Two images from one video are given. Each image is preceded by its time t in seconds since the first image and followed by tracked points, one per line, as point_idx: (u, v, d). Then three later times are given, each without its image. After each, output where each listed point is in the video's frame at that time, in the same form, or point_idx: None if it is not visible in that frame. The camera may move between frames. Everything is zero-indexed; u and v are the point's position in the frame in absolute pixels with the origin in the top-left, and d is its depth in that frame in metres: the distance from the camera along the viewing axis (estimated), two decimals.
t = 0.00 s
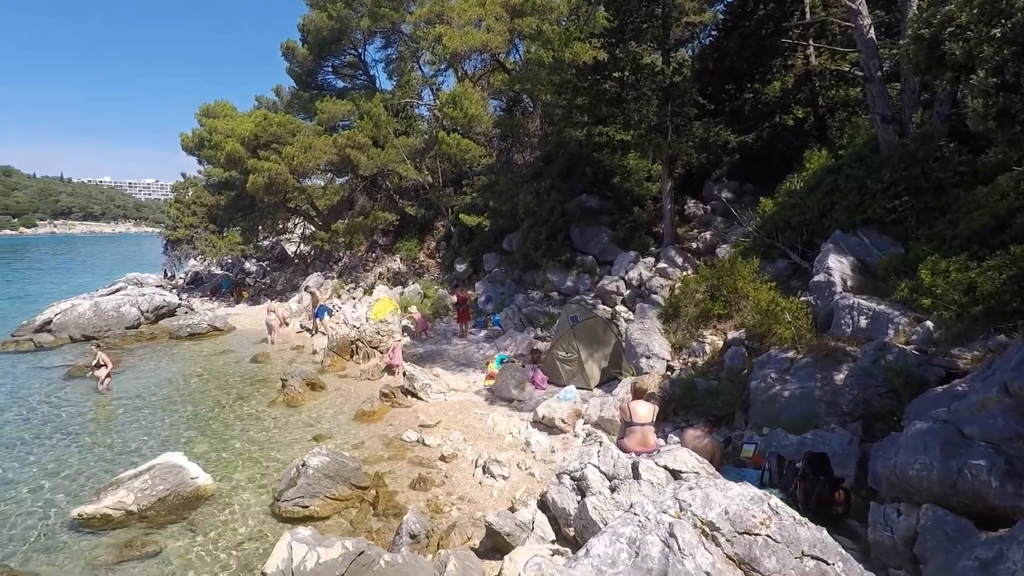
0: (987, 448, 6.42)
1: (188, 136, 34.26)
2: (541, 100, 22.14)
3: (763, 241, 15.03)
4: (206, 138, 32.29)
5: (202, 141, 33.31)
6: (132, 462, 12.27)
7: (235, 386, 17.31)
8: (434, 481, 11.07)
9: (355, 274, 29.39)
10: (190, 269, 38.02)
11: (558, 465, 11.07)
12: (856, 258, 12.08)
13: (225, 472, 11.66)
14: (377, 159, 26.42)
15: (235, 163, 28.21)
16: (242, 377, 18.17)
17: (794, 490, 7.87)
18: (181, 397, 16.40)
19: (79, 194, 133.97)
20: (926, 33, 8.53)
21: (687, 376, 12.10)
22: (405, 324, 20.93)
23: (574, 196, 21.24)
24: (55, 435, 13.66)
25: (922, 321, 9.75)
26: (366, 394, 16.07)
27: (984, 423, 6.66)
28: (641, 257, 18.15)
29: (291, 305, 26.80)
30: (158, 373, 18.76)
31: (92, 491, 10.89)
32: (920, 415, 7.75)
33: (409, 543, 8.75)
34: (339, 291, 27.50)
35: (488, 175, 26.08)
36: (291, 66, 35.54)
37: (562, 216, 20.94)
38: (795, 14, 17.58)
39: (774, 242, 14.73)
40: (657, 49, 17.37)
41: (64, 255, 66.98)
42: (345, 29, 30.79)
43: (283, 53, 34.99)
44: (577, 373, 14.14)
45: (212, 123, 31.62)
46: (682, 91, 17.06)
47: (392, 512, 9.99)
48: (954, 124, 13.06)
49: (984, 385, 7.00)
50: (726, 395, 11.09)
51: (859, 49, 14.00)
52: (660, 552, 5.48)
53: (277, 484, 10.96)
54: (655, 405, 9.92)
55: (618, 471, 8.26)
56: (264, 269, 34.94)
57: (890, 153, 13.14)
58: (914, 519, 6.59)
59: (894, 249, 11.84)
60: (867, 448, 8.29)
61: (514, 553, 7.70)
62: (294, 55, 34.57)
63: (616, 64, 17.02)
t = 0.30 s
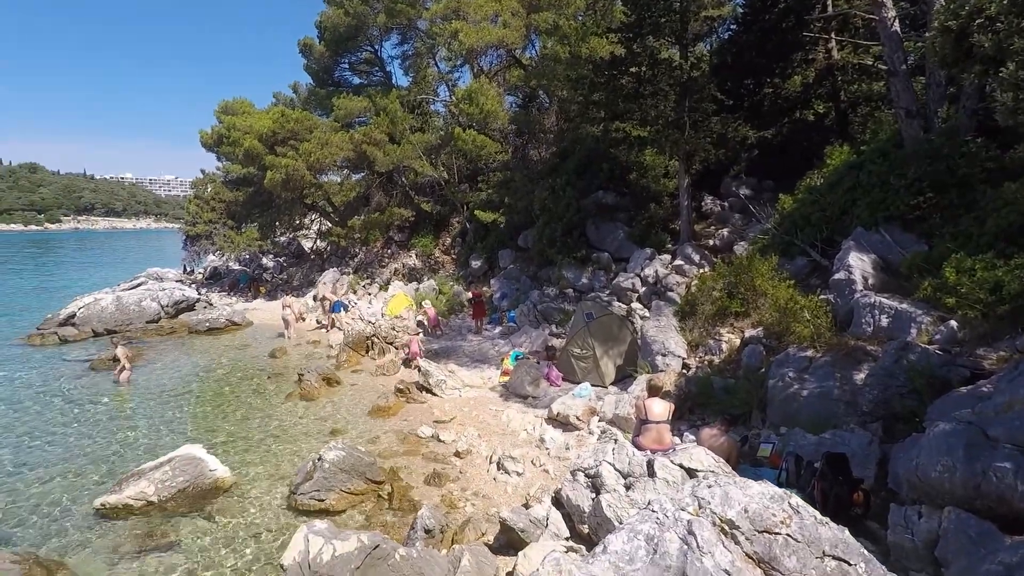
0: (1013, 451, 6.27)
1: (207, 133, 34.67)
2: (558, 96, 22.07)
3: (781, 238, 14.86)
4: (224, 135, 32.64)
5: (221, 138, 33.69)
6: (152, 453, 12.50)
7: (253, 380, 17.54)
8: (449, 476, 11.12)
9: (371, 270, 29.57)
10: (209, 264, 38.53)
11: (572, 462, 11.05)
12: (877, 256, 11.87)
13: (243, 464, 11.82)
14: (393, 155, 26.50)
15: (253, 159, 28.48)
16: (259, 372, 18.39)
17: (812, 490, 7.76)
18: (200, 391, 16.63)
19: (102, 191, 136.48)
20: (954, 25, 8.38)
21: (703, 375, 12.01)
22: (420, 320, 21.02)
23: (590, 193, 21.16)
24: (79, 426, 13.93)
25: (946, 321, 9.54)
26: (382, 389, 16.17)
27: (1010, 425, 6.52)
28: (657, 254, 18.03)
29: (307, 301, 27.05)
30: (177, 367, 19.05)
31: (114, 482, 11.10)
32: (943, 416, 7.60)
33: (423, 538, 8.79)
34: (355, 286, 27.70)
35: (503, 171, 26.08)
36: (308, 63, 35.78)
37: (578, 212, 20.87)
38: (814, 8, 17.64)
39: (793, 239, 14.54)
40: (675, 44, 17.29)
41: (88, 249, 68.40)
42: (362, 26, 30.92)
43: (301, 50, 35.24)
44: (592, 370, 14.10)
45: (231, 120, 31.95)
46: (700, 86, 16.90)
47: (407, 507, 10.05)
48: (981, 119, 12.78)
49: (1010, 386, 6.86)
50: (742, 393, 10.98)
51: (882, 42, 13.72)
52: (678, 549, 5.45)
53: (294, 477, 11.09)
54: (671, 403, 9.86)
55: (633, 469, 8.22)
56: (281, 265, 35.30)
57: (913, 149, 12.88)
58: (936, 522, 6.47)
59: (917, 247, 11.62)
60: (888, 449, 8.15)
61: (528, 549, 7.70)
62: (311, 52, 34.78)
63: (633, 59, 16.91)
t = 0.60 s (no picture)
0: None
1: (217, 130, 34.87)
2: (567, 91, 21.99)
3: (793, 233, 14.74)
4: (234, 132, 32.79)
5: (231, 135, 33.87)
6: (166, 448, 12.63)
7: (264, 376, 17.68)
8: (459, 471, 11.16)
9: (381, 266, 29.68)
10: (220, 260, 38.84)
11: (582, 457, 11.05)
12: (891, 250, 11.73)
13: (256, 459, 11.93)
14: (403, 151, 26.55)
15: (264, 156, 28.60)
16: (270, 367, 18.53)
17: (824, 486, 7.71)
18: (213, 386, 16.78)
19: (114, 188, 137.86)
20: (972, 14, 8.23)
21: (713, 370, 11.97)
22: (429, 316, 21.08)
23: (599, 188, 21.10)
24: (95, 421, 14.12)
25: (962, 315, 9.42)
26: (392, 384, 16.25)
27: None
28: (667, 249, 17.94)
29: (318, 296, 27.20)
30: (190, 362, 19.23)
31: (128, 476, 11.23)
32: (959, 411, 7.49)
33: (434, 532, 8.83)
34: (364, 282, 27.82)
35: (512, 167, 26.04)
36: (317, 59, 35.86)
37: (587, 207, 20.82)
38: None
39: (804, 234, 14.43)
40: (685, 36, 17.24)
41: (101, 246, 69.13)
42: (370, 22, 30.93)
43: (310, 46, 35.32)
44: (601, 366, 14.08)
45: (241, 117, 32.10)
46: (711, 79, 16.75)
47: (417, 501, 10.10)
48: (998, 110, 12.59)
49: None
50: (753, 388, 10.94)
51: (898, 32, 13.53)
52: (689, 543, 5.44)
53: (305, 471, 11.18)
54: (681, 398, 9.84)
55: (643, 464, 8.21)
56: (291, 261, 35.51)
57: (928, 141, 12.71)
58: (950, 518, 6.41)
59: (931, 240, 11.47)
60: (901, 445, 8.08)
61: (538, 544, 7.71)
62: (321, 48, 34.87)
63: (643, 52, 16.79)
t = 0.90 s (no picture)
0: None
1: (224, 128, 35.00)
2: (573, 86, 21.92)
3: (802, 226, 14.66)
4: (241, 129, 32.90)
5: (238, 132, 33.99)
6: (177, 443, 12.75)
7: (273, 372, 17.80)
8: (467, 466, 11.21)
9: (388, 262, 29.75)
10: (228, 257, 39.06)
11: (590, 452, 11.07)
12: (901, 243, 11.63)
13: (266, 454, 12.02)
14: (409, 147, 26.56)
15: (271, 154, 28.70)
16: (279, 363, 18.65)
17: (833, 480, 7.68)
18: (223, 382, 16.91)
19: (123, 186, 138.82)
20: (985, 4, 8.12)
21: (722, 364, 11.95)
22: (437, 311, 21.13)
23: (606, 183, 21.05)
24: (107, 417, 14.28)
25: (974, 309, 9.30)
26: (400, 380, 16.32)
27: None
28: (675, 243, 17.88)
29: (325, 293, 27.32)
30: (200, 359, 19.39)
31: (140, 471, 11.35)
32: (971, 405, 7.44)
33: (443, 526, 8.88)
34: (372, 278, 27.91)
35: (519, 162, 26.01)
36: (323, 56, 35.89)
37: (594, 202, 20.79)
38: None
39: (813, 227, 14.35)
40: (693, 30, 17.21)
41: (109, 244, 69.63)
42: (376, 18, 30.92)
43: (316, 43, 35.36)
44: (609, 361, 14.09)
45: (248, 114, 32.19)
46: (719, 73, 16.64)
47: (426, 496, 10.16)
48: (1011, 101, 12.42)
49: None
50: (762, 382, 10.92)
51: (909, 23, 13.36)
52: (698, 537, 5.46)
53: (315, 466, 11.25)
54: (689, 393, 9.83)
55: (651, 458, 8.20)
56: (299, 258, 35.68)
57: (939, 133, 12.57)
58: (961, 513, 6.37)
59: (943, 233, 11.36)
60: (912, 439, 8.03)
61: (546, 538, 7.74)
62: (327, 45, 34.90)
63: (650, 46, 16.70)
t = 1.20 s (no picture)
0: None
1: (237, 122, 35.21)
2: (585, 79, 21.80)
3: (816, 221, 14.51)
4: (254, 123, 33.06)
5: (251, 126, 34.18)
6: (190, 434, 12.89)
7: (286, 364, 17.95)
8: (477, 460, 11.24)
9: (399, 256, 29.82)
10: (241, 250, 39.36)
11: (600, 447, 11.06)
12: (919, 238, 11.45)
13: (278, 445, 12.13)
14: (421, 141, 26.55)
15: (283, 147, 28.83)
16: (291, 356, 18.79)
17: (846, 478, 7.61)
18: (235, 374, 17.08)
19: (138, 180, 140.29)
20: None
21: (734, 360, 11.87)
22: (447, 305, 21.18)
23: (618, 177, 20.95)
24: (122, 407, 14.49)
25: (993, 306, 9.14)
26: (410, 373, 16.38)
27: None
28: (687, 238, 17.76)
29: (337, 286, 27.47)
30: (213, 351, 19.60)
31: (155, 461, 11.50)
32: (989, 403, 7.31)
33: (453, 518, 8.93)
34: (383, 272, 28.02)
35: (530, 156, 25.94)
36: (335, 50, 35.94)
37: (606, 196, 20.71)
38: None
39: (829, 222, 14.20)
40: (707, 22, 17.16)
41: (124, 236, 70.48)
42: (388, 11, 30.89)
43: (328, 37, 35.42)
44: (620, 356, 14.05)
45: (260, 108, 32.33)
46: (734, 65, 16.45)
47: (436, 488, 10.21)
48: None
49: None
50: (774, 378, 10.83)
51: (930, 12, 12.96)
52: (710, 531, 5.45)
53: (326, 458, 11.34)
54: (701, 389, 9.80)
55: (662, 454, 8.17)
56: (310, 251, 35.89)
57: (959, 126, 12.34)
58: (977, 512, 6.28)
59: (961, 229, 11.16)
60: (927, 438, 7.93)
61: (556, 531, 7.75)
62: (339, 39, 34.92)
63: (663, 39, 16.56)
